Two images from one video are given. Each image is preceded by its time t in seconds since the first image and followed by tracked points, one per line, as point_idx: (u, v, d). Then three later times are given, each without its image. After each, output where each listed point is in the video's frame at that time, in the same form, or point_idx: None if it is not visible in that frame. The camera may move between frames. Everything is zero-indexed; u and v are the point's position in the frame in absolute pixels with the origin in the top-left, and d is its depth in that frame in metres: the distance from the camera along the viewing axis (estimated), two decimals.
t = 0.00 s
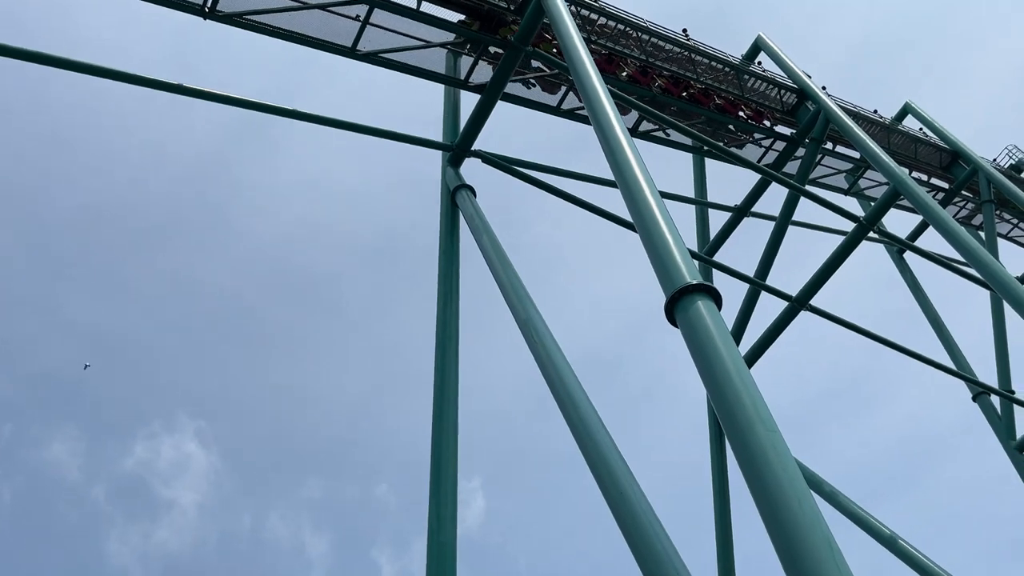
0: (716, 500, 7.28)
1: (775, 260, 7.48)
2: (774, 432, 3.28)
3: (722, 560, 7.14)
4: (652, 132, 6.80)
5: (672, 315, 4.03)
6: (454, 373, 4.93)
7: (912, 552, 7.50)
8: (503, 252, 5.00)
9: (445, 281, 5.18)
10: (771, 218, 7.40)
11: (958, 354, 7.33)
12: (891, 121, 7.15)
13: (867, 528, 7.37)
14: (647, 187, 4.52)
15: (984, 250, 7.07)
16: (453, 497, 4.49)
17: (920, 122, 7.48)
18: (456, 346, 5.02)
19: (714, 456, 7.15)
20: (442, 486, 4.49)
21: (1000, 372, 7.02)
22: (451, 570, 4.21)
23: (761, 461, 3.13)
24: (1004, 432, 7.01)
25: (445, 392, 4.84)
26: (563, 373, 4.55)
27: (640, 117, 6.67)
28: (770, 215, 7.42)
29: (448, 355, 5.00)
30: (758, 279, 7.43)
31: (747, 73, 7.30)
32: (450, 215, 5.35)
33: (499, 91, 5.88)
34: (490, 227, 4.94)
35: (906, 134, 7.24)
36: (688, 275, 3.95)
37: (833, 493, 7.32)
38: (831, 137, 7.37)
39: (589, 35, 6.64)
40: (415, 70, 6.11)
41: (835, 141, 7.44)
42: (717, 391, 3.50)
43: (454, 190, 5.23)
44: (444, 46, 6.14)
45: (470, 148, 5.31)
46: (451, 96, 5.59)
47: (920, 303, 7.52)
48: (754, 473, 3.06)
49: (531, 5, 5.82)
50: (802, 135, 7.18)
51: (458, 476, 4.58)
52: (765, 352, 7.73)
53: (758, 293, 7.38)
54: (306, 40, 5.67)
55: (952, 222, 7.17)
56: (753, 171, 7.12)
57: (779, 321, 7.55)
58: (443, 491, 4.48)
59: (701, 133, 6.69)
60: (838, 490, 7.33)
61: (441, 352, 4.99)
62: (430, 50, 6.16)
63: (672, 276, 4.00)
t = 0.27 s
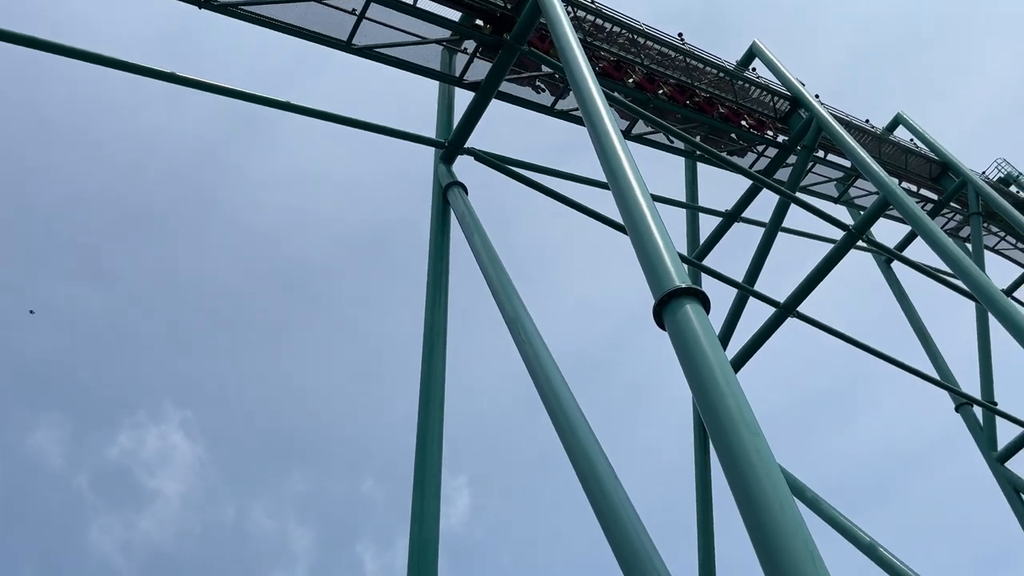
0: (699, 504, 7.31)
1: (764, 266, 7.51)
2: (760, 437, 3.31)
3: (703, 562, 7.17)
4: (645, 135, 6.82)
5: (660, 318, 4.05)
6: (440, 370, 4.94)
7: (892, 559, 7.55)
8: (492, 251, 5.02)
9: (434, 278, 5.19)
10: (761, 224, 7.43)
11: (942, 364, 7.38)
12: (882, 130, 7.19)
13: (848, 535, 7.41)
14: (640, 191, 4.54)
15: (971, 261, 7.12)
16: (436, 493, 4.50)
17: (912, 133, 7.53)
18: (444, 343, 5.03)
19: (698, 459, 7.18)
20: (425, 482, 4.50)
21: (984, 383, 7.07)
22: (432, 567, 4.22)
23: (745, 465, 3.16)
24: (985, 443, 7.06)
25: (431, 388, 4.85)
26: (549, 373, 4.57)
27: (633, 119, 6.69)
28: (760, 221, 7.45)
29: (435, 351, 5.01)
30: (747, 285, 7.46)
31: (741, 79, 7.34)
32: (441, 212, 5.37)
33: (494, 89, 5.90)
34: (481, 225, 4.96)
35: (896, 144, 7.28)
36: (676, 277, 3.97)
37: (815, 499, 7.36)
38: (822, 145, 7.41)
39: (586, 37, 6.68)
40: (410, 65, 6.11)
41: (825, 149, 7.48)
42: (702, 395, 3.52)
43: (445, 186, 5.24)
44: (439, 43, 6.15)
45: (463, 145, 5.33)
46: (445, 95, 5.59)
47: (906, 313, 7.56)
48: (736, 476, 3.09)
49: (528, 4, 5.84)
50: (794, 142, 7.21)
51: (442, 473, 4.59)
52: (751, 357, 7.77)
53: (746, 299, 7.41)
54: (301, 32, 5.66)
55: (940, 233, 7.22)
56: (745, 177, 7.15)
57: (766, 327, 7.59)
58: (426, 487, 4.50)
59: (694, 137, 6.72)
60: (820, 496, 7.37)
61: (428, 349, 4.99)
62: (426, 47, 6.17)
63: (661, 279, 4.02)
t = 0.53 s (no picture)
0: (677, 504, 7.35)
1: (749, 270, 7.55)
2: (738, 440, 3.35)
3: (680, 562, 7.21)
4: (634, 136, 6.84)
5: (644, 318, 4.08)
6: (423, 365, 4.95)
7: (866, 565, 7.62)
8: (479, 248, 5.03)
9: (420, 273, 5.19)
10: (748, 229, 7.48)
11: (922, 374, 7.44)
12: (870, 139, 7.24)
13: (823, 540, 7.47)
14: (627, 191, 4.56)
15: (953, 272, 7.18)
16: (415, 488, 4.52)
17: (899, 143, 7.57)
18: (427, 337, 5.04)
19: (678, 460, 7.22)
20: (404, 476, 4.51)
21: (962, 392, 7.13)
22: (408, 561, 4.24)
23: (722, 466, 3.20)
24: (962, 453, 7.12)
25: (414, 382, 4.86)
26: (532, 371, 4.58)
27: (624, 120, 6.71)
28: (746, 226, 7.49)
29: (418, 346, 5.02)
30: (732, 288, 7.50)
31: (732, 84, 7.37)
32: (430, 205, 5.37)
33: (486, 85, 5.90)
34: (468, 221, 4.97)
35: (884, 153, 7.33)
36: (661, 278, 4.00)
37: (792, 503, 7.42)
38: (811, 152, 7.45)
39: (581, 36, 6.70)
40: (402, 58, 6.09)
41: (814, 158, 7.51)
42: (683, 396, 3.55)
43: (434, 181, 5.25)
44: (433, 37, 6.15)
45: (453, 139, 5.33)
46: (437, 90, 5.59)
47: (888, 321, 7.62)
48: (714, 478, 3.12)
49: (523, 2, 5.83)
50: (783, 148, 7.25)
51: (421, 468, 4.60)
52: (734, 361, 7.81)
53: (730, 303, 7.44)
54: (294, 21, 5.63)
55: (923, 244, 7.28)
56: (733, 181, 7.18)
57: (749, 331, 7.63)
58: (405, 481, 4.51)
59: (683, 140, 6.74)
60: (797, 501, 7.42)
61: (412, 344, 5.00)
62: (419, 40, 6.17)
63: (646, 279, 4.05)
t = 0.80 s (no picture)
0: (653, 503, 7.38)
1: (732, 273, 7.58)
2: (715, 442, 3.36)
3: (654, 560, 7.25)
4: (622, 134, 6.86)
5: (625, 316, 4.10)
6: (403, 357, 4.95)
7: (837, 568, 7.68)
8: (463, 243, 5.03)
9: (402, 265, 5.19)
10: (731, 231, 7.51)
11: (898, 381, 7.51)
12: (855, 147, 7.29)
13: (796, 542, 7.52)
14: (613, 190, 4.57)
15: (933, 281, 7.24)
16: (391, 480, 4.52)
17: (884, 151, 7.62)
18: (408, 330, 5.04)
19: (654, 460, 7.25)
20: (381, 468, 4.52)
21: (937, 400, 7.20)
22: (382, 553, 4.24)
23: (698, 466, 3.22)
24: (935, 461, 7.19)
25: (393, 374, 4.86)
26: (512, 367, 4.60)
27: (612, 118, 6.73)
28: (730, 229, 7.52)
29: (399, 338, 5.02)
30: (714, 290, 7.54)
31: (721, 86, 7.40)
32: (415, 197, 5.36)
33: (475, 78, 5.90)
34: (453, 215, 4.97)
35: (868, 161, 7.39)
36: (643, 278, 4.02)
37: (766, 506, 7.47)
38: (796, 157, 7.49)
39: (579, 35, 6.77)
40: (393, 48, 6.07)
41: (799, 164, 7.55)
42: (661, 396, 3.57)
43: (420, 173, 5.24)
44: (423, 28, 6.14)
45: (440, 131, 5.33)
46: (426, 82, 5.58)
47: (868, 328, 7.68)
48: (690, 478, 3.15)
49: None
50: (769, 152, 7.28)
51: (398, 460, 4.61)
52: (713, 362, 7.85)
53: (712, 305, 7.48)
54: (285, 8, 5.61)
55: (905, 252, 7.33)
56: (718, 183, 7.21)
57: (730, 334, 7.67)
58: (381, 473, 4.51)
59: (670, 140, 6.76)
60: (771, 503, 7.47)
61: (393, 336, 5.00)
62: (408, 31, 6.16)
63: (628, 279, 4.06)
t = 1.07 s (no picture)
0: (626, 499, 7.42)
1: (712, 273, 7.62)
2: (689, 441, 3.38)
3: (625, 555, 7.30)
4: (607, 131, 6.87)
5: (604, 312, 4.12)
6: (381, 347, 4.95)
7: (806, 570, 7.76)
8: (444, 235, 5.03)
9: (383, 254, 5.19)
10: (713, 232, 7.55)
11: (872, 385, 7.58)
12: (838, 152, 7.34)
13: (766, 542, 7.59)
14: (596, 186, 4.59)
15: (910, 288, 7.32)
16: (365, 469, 4.53)
17: (867, 157, 7.68)
18: (387, 319, 5.04)
19: (629, 457, 7.30)
20: (355, 456, 4.53)
21: (910, 406, 7.28)
22: (354, 542, 4.25)
23: (671, 465, 3.24)
24: (906, 465, 7.27)
25: (371, 363, 4.86)
26: (489, 359, 4.62)
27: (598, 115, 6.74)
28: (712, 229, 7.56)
29: (378, 328, 5.02)
30: (694, 290, 7.58)
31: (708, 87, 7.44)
32: (398, 186, 5.36)
33: (463, 69, 5.89)
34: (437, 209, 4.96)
35: (851, 167, 7.44)
36: (623, 275, 4.04)
37: (738, 505, 7.52)
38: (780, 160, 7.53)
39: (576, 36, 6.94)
40: (382, 36, 6.05)
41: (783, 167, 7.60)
42: (637, 394, 3.60)
43: (405, 163, 5.24)
44: (411, 17, 6.13)
45: (426, 122, 5.33)
46: (413, 72, 5.58)
47: (844, 332, 7.75)
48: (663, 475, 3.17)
49: None
50: (754, 154, 7.32)
51: (373, 450, 4.62)
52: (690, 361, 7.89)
53: (691, 305, 7.52)
54: None
55: (883, 258, 7.40)
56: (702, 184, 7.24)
57: (708, 334, 7.72)
58: (356, 462, 4.52)
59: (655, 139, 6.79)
60: (743, 503, 7.53)
61: (372, 325, 5.00)
62: (397, 19, 6.15)
63: (608, 276, 4.08)
